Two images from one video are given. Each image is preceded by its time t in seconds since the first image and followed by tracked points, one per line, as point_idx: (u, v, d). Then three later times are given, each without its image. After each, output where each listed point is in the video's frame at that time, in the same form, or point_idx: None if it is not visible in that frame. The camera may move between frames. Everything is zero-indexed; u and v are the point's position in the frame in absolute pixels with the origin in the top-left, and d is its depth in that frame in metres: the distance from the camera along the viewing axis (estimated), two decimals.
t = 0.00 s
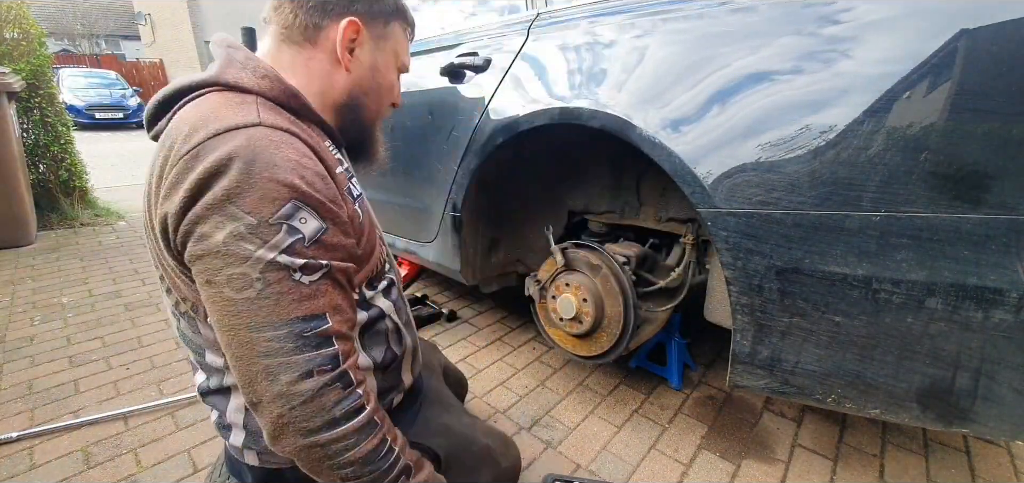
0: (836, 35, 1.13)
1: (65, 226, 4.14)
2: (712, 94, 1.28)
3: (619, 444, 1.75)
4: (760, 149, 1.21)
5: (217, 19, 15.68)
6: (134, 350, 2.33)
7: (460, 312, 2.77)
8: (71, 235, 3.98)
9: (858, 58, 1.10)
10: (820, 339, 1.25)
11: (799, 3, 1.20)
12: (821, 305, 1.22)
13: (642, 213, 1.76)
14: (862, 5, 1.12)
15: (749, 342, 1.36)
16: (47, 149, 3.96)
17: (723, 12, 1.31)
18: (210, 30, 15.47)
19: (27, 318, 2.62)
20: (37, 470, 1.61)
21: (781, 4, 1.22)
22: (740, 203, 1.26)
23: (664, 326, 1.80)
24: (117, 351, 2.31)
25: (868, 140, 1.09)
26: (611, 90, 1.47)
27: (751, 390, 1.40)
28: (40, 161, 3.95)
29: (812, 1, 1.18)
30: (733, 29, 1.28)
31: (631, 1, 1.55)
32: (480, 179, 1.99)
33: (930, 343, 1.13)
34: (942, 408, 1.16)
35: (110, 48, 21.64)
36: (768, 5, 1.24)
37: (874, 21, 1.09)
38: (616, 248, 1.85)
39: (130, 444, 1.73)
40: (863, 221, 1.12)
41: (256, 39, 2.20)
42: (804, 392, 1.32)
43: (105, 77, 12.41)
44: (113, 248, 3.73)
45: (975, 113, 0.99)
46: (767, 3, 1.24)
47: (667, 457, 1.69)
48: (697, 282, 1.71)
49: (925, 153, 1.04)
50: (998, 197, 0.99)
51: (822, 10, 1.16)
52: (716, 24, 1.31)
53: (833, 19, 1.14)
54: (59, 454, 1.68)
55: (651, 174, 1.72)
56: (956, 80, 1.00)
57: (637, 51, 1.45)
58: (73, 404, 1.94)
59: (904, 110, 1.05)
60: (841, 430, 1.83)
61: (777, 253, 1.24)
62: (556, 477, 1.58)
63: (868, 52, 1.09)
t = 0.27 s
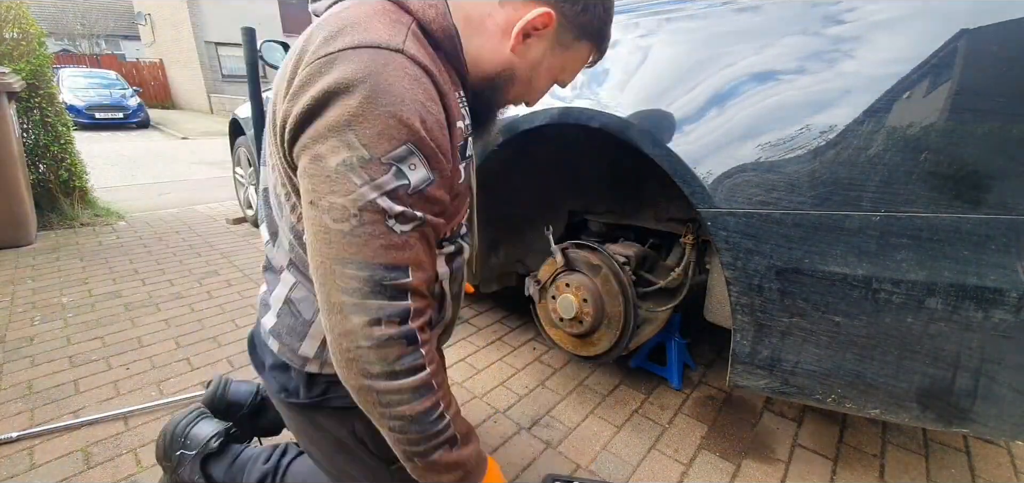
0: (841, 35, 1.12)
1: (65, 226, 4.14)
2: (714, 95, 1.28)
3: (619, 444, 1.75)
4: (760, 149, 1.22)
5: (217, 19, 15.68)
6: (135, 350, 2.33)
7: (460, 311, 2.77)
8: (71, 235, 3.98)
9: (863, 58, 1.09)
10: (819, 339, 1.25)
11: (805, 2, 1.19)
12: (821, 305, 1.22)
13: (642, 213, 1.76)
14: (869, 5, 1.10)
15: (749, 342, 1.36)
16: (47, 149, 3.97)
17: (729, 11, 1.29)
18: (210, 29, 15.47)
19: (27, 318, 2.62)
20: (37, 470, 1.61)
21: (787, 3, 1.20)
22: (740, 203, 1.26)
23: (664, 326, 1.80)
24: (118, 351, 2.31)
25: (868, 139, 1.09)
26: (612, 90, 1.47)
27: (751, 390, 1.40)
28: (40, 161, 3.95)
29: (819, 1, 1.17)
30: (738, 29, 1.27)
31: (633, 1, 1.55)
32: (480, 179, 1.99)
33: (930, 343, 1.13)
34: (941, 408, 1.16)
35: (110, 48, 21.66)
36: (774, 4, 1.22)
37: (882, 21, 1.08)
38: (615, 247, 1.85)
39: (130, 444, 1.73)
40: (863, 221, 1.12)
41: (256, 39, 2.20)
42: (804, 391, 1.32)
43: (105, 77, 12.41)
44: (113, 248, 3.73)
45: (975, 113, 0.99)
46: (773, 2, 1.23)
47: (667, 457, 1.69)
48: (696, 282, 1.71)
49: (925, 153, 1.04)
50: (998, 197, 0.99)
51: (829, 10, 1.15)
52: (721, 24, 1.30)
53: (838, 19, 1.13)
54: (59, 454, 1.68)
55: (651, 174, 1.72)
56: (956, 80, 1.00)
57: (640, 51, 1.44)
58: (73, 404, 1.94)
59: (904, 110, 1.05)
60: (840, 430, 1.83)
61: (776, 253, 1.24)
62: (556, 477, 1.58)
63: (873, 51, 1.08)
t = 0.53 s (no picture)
0: (844, 35, 1.13)
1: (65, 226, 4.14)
2: (716, 94, 1.28)
3: (618, 444, 1.75)
4: (760, 149, 1.21)
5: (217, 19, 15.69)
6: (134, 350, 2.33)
7: (460, 311, 2.77)
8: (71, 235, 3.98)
9: (865, 58, 1.10)
10: (819, 339, 1.25)
11: (810, 3, 1.20)
12: (821, 305, 1.22)
13: (643, 213, 1.76)
14: (872, 5, 1.12)
15: (749, 342, 1.36)
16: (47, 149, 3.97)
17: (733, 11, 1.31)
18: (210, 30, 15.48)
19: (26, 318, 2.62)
20: (37, 470, 1.61)
21: (791, 3, 1.22)
22: (740, 203, 1.26)
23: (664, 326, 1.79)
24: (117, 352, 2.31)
25: (868, 139, 1.09)
26: (614, 89, 1.46)
27: (751, 390, 1.40)
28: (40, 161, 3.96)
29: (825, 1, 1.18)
30: (742, 29, 1.28)
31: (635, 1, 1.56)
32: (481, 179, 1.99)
33: (930, 343, 1.13)
34: (941, 408, 1.16)
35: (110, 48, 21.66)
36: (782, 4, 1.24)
37: (885, 21, 1.09)
38: (615, 248, 1.85)
39: (130, 444, 1.73)
40: (863, 221, 1.12)
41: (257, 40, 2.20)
42: (804, 392, 1.32)
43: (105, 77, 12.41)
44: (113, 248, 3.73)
45: (975, 113, 0.99)
46: (778, 2, 1.25)
47: (667, 457, 1.69)
48: (697, 282, 1.71)
49: (925, 153, 1.04)
50: (998, 198, 0.99)
51: (833, 9, 1.16)
52: (726, 25, 1.31)
53: (842, 19, 1.14)
54: (59, 454, 1.68)
55: (651, 174, 1.72)
56: (956, 80, 1.00)
57: (642, 51, 1.45)
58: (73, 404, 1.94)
59: (904, 110, 1.05)
60: (840, 430, 1.83)
61: (777, 253, 1.24)
62: (556, 477, 1.58)
63: (876, 51, 1.09)
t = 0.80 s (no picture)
0: (848, 35, 1.11)
1: (66, 226, 4.14)
2: (718, 94, 1.27)
3: (618, 444, 1.75)
4: (761, 149, 1.21)
5: (217, 19, 15.68)
6: (135, 350, 2.33)
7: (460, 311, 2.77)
8: (71, 235, 3.98)
9: (869, 58, 1.08)
10: (820, 339, 1.25)
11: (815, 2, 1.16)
12: (822, 305, 1.22)
13: (643, 213, 1.76)
14: (879, 4, 1.09)
15: (749, 342, 1.36)
16: (47, 149, 3.97)
17: (737, 10, 1.27)
18: (210, 29, 15.48)
19: (27, 318, 2.62)
20: (37, 470, 1.60)
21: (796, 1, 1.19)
22: (740, 203, 1.26)
23: (664, 326, 1.79)
24: (117, 351, 2.31)
25: (869, 139, 1.09)
26: (615, 89, 1.46)
27: (751, 390, 1.40)
28: (40, 161, 3.96)
29: None
30: (746, 28, 1.25)
31: None
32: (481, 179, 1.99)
33: (930, 343, 1.13)
34: (941, 407, 1.16)
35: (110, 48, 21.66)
36: (785, 2, 1.20)
37: (891, 21, 1.06)
38: (615, 247, 1.85)
39: (131, 444, 1.73)
40: (863, 221, 1.12)
41: (256, 39, 2.20)
42: (804, 391, 1.32)
43: (105, 77, 12.41)
44: (113, 248, 3.73)
45: (976, 113, 0.99)
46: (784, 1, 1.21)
47: (667, 457, 1.69)
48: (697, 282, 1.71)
49: (925, 153, 1.04)
50: (998, 198, 0.99)
51: (838, 9, 1.13)
52: (729, 24, 1.28)
53: (847, 19, 1.12)
54: (59, 454, 1.68)
55: (651, 174, 1.72)
56: (956, 80, 1.00)
57: (645, 50, 1.43)
58: (73, 404, 1.94)
59: (904, 110, 1.05)
60: (840, 429, 1.83)
61: (777, 253, 1.24)
62: (556, 477, 1.58)
63: (880, 51, 1.07)
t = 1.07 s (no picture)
0: (852, 35, 1.11)
1: (66, 226, 4.14)
2: (720, 94, 1.27)
3: (619, 444, 1.75)
4: (761, 148, 1.21)
5: (217, 19, 15.67)
6: (135, 350, 2.33)
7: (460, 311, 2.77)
8: (71, 235, 3.98)
9: (872, 58, 1.08)
10: (820, 339, 1.25)
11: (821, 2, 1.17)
12: (822, 305, 1.22)
13: (643, 213, 1.76)
14: (883, 4, 1.09)
15: (749, 342, 1.36)
16: (47, 149, 3.97)
17: (743, 10, 1.28)
18: (210, 30, 15.48)
19: (27, 318, 2.62)
20: (37, 470, 1.60)
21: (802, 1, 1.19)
22: (740, 203, 1.26)
23: (664, 326, 1.79)
24: (117, 351, 2.31)
25: (869, 139, 1.09)
26: (617, 89, 1.46)
27: (751, 390, 1.40)
28: (40, 161, 3.96)
29: None
30: (751, 28, 1.25)
31: None
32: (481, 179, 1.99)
33: (930, 343, 1.13)
34: (941, 407, 1.16)
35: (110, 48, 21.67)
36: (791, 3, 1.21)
37: (895, 21, 1.06)
38: (616, 247, 1.85)
39: (131, 444, 1.73)
40: (863, 221, 1.12)
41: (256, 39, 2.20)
42: (804, 391, 1.32)
43: (105, 77, 12.41)
44: (113, 248, 3.73)
45: (975, 113, 0.99)
46: (789, 1, 1.21)
47: (667, 457, 1.69)
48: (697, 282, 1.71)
49: (925, 153, 1.04)
50: (998, 198, 0.99)
51: (842, 9, 1.14)
52: (734, 23, 1.28)
53: (851, 19, 1.12)
54: (59, 454, 1.68)
55: (651, 174, 1.72)
56: (956, 80, 1.00)
57: (649, 50, 1.43)
58: (73, 404, 1.94)
59: (903, 110, 1.05)
60: (840, 429, 1.83)
61: (777, 253, 1.24)
62: (556, 477, 1.58)
63: (883, 51, 1.07)
